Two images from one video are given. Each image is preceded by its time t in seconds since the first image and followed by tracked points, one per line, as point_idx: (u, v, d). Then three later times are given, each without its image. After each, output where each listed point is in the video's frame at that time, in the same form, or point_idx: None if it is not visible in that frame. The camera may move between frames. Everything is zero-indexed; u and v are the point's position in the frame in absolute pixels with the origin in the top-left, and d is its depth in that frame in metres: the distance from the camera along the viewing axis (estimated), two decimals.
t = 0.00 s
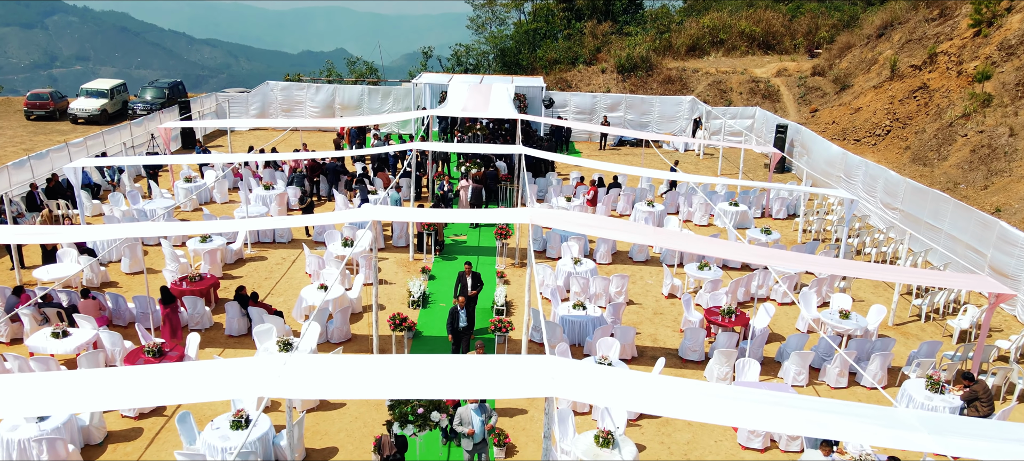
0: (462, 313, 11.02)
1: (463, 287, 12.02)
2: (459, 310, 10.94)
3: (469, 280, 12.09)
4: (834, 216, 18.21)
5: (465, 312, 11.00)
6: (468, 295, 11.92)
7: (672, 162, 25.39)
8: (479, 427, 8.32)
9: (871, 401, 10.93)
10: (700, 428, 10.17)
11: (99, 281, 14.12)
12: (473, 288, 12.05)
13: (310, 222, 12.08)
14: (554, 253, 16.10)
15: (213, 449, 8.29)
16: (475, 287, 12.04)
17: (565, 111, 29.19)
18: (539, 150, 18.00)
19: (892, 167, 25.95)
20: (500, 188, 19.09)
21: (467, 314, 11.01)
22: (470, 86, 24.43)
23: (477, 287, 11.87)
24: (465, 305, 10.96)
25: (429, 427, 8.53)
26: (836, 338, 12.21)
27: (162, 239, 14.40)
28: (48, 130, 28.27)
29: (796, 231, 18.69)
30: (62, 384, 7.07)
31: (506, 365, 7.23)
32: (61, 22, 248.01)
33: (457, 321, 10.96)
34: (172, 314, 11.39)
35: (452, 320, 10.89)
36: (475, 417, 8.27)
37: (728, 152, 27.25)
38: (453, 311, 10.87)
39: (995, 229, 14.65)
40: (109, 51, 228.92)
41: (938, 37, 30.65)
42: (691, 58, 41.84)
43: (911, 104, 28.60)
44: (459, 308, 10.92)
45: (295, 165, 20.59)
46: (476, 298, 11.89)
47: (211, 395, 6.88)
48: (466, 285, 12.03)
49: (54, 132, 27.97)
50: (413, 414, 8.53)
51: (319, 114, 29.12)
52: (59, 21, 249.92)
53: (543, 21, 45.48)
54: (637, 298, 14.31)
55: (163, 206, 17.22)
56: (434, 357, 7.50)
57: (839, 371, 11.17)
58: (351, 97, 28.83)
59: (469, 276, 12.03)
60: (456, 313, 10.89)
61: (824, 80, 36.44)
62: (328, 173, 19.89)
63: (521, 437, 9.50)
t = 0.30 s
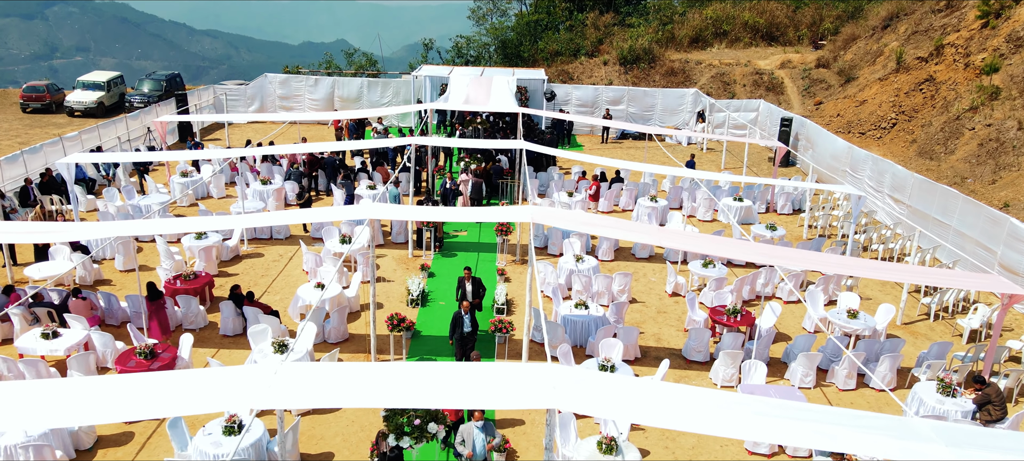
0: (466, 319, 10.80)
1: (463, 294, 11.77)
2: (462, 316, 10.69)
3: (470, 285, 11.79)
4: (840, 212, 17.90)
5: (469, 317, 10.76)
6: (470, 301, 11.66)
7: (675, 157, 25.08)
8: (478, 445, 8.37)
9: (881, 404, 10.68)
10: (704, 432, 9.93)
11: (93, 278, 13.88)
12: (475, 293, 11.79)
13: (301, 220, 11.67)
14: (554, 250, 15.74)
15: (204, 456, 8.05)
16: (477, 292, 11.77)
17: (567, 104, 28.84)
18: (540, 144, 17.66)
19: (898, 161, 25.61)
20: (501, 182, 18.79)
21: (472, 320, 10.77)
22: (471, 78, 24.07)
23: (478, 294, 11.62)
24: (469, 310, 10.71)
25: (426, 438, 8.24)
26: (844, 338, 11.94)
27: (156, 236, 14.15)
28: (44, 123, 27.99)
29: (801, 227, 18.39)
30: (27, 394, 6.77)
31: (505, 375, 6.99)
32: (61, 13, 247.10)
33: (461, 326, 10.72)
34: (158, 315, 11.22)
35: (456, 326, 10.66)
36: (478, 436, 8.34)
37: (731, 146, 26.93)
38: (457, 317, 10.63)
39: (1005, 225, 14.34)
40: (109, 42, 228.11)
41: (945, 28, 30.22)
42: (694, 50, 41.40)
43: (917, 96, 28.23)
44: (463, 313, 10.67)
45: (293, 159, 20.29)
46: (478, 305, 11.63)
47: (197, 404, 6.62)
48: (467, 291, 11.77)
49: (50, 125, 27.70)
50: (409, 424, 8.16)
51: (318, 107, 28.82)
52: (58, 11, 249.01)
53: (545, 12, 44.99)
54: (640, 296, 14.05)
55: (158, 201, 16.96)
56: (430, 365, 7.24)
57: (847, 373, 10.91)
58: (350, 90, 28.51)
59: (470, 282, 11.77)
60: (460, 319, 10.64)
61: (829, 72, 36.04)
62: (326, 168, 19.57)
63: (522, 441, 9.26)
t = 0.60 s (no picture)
0: (467, 326, 10.27)
1: (460, 300, 11.26)
2: (463, 324, 10.16)
3: (467, 289, 11.27)
4: (846, 207, 17.58)
5: (471, 325, 10.26)
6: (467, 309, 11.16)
7: (677, 151, 24.78)
8: None
9: (890, 407, 10.43)
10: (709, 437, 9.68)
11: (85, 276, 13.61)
12: (472, 300, 11.29)
13: (290, 218, 11.26)
14: (555, 246, 15.43)
15: None
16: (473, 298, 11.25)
17: (569, 97, 28.48)
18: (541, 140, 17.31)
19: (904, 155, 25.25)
20: (501, 177, 18.50)
21: (474, 328, 10.28)
22: (471, 71, 23.76)
23: (476, 301, 11.13)
24: (470, 318, 10.20)
25: (421, 452, 8.07)
26: (852, 339, 11.65)
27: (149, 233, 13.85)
28: (39, 116, 27.64)
29: (807, 223, 18.05)
30: (6, 405, 6.49)
31: (502, 389, 6.74)
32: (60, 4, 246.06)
33: (461, 334, 10.19)
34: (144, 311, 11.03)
35: (457, 335, 10.13)
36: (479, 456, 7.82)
37: (735, 139, 26.60)
38: (457, 325, 10.10)
39: (1016, 222, 14.04)
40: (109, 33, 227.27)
41: (951, 19, 29.82)
42: (697, 42, 40.96)
43: (922, 89, 27.85)
44: (463, 321, 10.16)
45: (290, 154, 19.98)
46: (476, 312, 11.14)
47: (182, 417, 6.37)
48: (465, 297, 11.27)
49: (45, 118, 27.37)
50: (401, 437, 8.21)
51: (316, 100, 28.48)
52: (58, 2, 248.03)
53: (546, 4, 44.51)
54: (643, 294, 13.79)
55: (152, 197, 16.66)
56: (425, 375, 6.99)
57: (855, 375, 10.65)
58: (349, 83, 28.17)
59: (468, 286, 11.27)
60: (461, 327, 10.15)
61: (833, 64, 35.63)
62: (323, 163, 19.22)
63: (521, 447, 9.02)
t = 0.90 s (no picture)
0: (467, 336, 9.78)
1: (459, 308, 10.67)
2: (462, 333, 9.66)
3: (467, 296, 10.66)
4: (852, 203, 17.23)
5: (471, 334, 9.81)
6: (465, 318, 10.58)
7: (680, 145, 24.47)
8: None
9: (899, 412, 10.16)
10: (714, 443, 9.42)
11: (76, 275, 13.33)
12: (471, 308, 10.66)
13: (279, 218, 10.89)
14: (556, 244, 15.12)
15: None
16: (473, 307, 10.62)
17: (570, 91, 28.08)
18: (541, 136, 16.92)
19: (910, 149, 24.88)
20: (501, 173, 18.19)
21: (474, 337, 9.82)
22: (471, 63, 23.44)
23: (475, 310, 10.54)
24: (471, 327, 9.74)
25: None
26: (860, 340, 11.37)
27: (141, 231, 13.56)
28: (34, 109, 27.29)
29: (813, 219, 17.73)
30: None
31: (499, 405, 6.44)
32: None
33: (461, 344, 9.71)
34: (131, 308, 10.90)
35: (457, 345, 9.65)
36: None
37: (738, 133, 26.28)
38: (457, 334, 9.61)
39: None
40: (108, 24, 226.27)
41: (958, 11, 29.41)
42: (700, 33, 40.49)
43: (928, 82, 27.44)
44: (464, 330, 9.68)
45: (287, 148, 19.66)
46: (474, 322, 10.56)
47: (163, 432, 6.07)
48: (464, 305, 10.67)
49: (40, 111, 27.02)
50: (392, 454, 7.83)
51: (314, 93, 28.12)
52: None
53: None
54: (645, 294, 13.51)
55: (145, 193, 16.35)
56: (418, 388, 6.69)
57: (863, 379, 10.38)
58: (348, 75, 27.83)
59: (468, 294, 10.66)
60: (461, 336, 9.66)
61: (838, 56, 35.20)
62: (320, 158, 18.78)
63: (521, 455, 8.76)
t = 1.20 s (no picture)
0: (467, 346, 9.43)
1: (459, 318, 10.09)
2: (462, 343, 9.32)
3: (468, 307, 10.10)
4: (858, 199, 16.90)
5: (471, 345, 9.44)
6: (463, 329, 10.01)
7: (682, 140, 24.15)
8: None
9: (908, 418, 9.87)
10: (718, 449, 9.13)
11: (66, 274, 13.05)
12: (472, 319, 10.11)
13: (269, 218, 10.53)
14: (556, 242, 14.82)
15: None
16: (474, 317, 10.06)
17: (571, 84, 27.71)
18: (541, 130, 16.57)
19: (916, 143, 24.49)
20: (501, 168, 17.89)
21: (474, 348, 9.45)
22: (471, 56, 23.08)
23: (475, 322, 9.96)
24: (471, 337, 9.39)
25: None
26: (868, 342, 11.08)
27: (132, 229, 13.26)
28: (28, 103, 26.92)
29: (818, 215, 17.40)
30: None
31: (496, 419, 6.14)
32: None
33: (461, 354, 9.36)
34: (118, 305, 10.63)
35: (456, 355, 9.29)
36: None
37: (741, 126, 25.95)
38: (456, 344, 9.26)
39: None
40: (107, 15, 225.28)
41: (965, 3, 28.98)
42: (702, 25, 40.06)
43: (934, 74, 27.04)
44: (464, 341, 9.36)
45: (283, 143, 19.34)
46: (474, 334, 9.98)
47: (142, 448, 5.77)
48: (464, 316, 10.09)
49: (34, 104, 26.66)
50: None
51: (311, 86, 27.75)
52: None
53: None
54: (647, 293, 13.22)
55: (138, 189, 16.04)
56: (410, 404, 6.37)
57: (872, 383, 10.08)
58: (346, 68, 27.47)
59: (469, 304, 10.08)
60: (461, 346, 9.32)
61: (842, 48, 34.77)
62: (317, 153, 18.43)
63: None
